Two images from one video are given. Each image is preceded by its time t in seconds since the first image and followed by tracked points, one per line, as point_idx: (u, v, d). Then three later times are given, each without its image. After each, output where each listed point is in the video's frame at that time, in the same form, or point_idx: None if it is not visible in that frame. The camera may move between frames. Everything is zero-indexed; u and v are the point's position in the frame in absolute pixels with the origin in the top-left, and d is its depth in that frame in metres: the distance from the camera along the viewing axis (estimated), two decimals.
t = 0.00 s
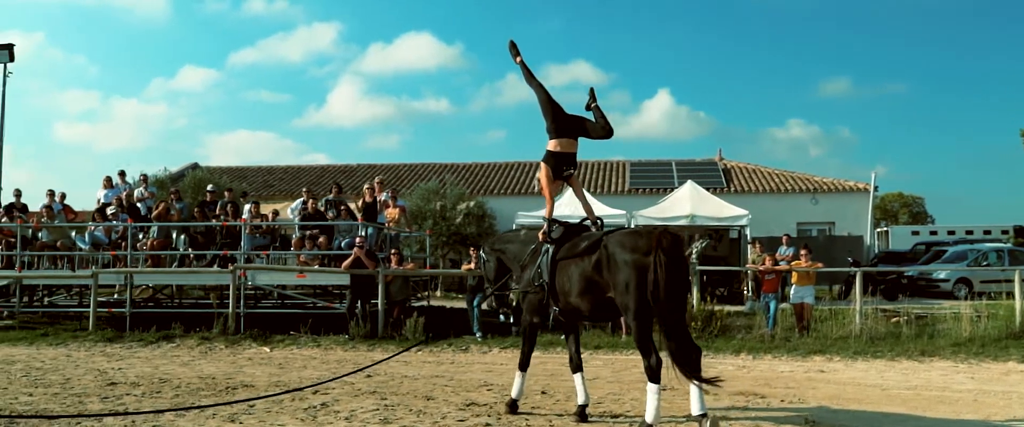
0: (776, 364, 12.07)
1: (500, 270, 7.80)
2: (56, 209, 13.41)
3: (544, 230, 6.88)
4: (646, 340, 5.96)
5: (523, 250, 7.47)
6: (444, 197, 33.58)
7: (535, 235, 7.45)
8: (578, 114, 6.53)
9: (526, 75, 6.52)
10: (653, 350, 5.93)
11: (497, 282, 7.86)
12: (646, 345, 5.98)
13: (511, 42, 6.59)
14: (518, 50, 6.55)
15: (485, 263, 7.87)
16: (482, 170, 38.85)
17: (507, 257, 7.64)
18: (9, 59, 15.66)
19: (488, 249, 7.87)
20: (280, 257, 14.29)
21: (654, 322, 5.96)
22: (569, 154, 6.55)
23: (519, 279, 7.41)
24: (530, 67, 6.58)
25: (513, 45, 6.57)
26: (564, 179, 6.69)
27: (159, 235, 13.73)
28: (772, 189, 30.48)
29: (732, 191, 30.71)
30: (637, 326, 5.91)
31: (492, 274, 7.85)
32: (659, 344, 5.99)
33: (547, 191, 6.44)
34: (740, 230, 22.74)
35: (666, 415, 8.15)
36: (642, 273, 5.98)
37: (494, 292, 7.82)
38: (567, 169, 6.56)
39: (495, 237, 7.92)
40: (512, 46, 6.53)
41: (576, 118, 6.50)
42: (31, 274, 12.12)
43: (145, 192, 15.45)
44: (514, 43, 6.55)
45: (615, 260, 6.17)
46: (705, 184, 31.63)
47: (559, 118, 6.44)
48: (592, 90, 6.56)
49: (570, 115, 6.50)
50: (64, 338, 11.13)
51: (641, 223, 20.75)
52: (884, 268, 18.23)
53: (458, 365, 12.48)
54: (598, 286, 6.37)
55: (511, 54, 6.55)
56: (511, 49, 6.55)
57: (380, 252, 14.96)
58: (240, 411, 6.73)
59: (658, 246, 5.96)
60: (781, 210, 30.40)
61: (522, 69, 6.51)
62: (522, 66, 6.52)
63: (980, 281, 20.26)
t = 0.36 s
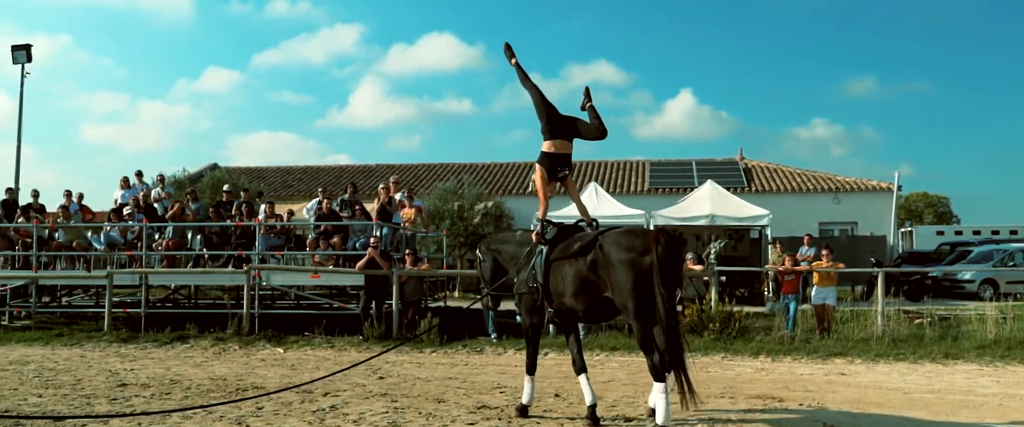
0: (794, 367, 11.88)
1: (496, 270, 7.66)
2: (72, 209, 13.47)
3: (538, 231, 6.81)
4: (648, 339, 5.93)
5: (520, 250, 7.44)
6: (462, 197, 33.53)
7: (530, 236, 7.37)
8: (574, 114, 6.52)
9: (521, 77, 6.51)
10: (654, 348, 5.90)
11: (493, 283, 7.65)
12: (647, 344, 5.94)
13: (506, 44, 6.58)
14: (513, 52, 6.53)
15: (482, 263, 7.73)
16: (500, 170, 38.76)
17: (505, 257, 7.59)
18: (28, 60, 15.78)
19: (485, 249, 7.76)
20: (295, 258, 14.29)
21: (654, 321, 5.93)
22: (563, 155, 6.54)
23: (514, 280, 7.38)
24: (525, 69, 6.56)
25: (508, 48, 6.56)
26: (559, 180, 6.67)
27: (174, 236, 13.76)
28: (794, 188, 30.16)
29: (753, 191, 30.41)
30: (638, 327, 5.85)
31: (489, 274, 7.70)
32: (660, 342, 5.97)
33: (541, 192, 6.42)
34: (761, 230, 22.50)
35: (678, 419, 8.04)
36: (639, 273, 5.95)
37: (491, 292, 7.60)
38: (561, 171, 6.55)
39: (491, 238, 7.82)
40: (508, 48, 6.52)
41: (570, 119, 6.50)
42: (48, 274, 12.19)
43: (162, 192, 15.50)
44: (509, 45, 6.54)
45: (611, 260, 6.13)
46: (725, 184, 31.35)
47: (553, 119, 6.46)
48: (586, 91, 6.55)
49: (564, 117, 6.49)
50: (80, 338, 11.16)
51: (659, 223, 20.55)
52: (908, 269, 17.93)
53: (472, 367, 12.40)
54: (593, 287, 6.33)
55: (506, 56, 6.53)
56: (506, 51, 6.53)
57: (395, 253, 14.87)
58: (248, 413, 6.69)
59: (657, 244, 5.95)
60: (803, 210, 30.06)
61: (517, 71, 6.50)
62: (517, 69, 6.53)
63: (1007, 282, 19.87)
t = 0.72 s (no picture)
0: (817, 370, 11.66)
1: (494, 274, 7.78)
2: (93, 210, 13.57)
3: (537, 233, 6.83)
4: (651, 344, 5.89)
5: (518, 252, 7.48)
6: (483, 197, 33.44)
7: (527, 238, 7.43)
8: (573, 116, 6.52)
9: (520, 78, 6.51)
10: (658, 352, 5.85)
11: (491, 287, 7.83)
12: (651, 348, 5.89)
13: (506, 47, 6.60)
14: (512, 54, 6.54)
15: (480, 267, 7.84)
16: (522, 170, 38.64)
17: (502, 259, 7.65)
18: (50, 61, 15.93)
19: (483, 252, 7.85)
20: (313, 258, 14.29)
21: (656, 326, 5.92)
22: (562, 156, 6.51)
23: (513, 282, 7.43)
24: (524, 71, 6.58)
25: (508, 49, 6.57)
26: (558, 182, 6.65)
27: (193, 236, 13.83)
28: (820, 188, 29.76)
29: (778, 191, 30.04)
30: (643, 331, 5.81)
31: (486, 278, 7.83)
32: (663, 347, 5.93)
33: (539, 193, 6.38)
34: (787, 230, 22.20)
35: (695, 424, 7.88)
36: (638, 279, 5.93)
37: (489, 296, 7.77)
38: (560, 172, 6.53)
39: (488, 241, 7.91)
40: (508, 49, 6.53)
41: (570, 120, 6.49)
42: (68, 274, 12.27)
43: (182, 192, 15.57)
44: (508, 47, 6.57)
45: (609, 266, 6.10)
46: (750, 184, 31.03)
47: (552, 121, 6.45)
48: (586, 91, 6.55)
49: (564, 118, 6.49)
50: (99, 339, 11.22)
51: (682, 223, 20.32)
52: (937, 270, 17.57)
53: (490, 369, 12.31)
54: (592, 291, 6.32)
55: (506, 59, 6.55)
56: (506, 53, 6.55)
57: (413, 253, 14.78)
58: (259, 416, 6.65)
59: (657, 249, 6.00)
60: (830, 210, 29.64)
61: (517, 73, 6.52)
62: (517, 70, 6.53)
63: None
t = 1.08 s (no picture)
0: (847, 373, 11.40)
1: (498, 277, 7.83)
2: (120, 211, 13.68)
3: (544, 234, 6.87)
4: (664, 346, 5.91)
5: (521, 254, 7.50)
6: (510, 197, 33.32)
7: (532, 239, 7.46)
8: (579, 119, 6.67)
9: (525, 82, 6.62)
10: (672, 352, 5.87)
11: (495, 290, 7.89)
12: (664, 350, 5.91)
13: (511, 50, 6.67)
14: (518, 57, 6.62)
15: (483, 271, 7.91)
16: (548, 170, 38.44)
17: (505, 262, 7.68)
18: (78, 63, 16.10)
19: (486, 255, 7.90)
20: (337, 258, 14.29)
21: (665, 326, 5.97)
22: (568, 158, 6.64)
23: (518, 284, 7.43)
24: (529, 73, 6.66)
25: (513, 52, 6.66)
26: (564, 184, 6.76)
27: (218, 237, 13.90)
28: (852, 187, 29.28)
29: (808, 190, 29.60)
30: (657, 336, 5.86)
31: (489, 281, 7.90)
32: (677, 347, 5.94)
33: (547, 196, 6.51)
34: (818, 230, 21.83)
35: None
36: (645, 282, 6.00)
37: (493, 299, 7.83)
38: (567, 173, 6.64)
39: (492, 244, 7.94)
40: (513, 53, 6.61)
41: (575, 123, 6.63)
42: (95, 275, 12.36)
43: (208, 193, 15.66)
44: (513, 50, 6.64)
45: (615, 271, 6.19)
46: (780, 183, 30.60)
47: (559, 123, 6.56)
48: (591, 94, 6.71)
49: (569, 120, 6.61)
50: (124, 339, 11.29)
51: (711, 224, 20.04)
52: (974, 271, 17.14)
53: (514, 371, 12.20)
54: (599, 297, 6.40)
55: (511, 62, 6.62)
56: (511, 56, 6.61)
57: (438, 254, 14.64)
58: (278, 418, 6.61)
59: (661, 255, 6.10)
60: (862, 209, 29.13)
61: (522, 76, 6.60)
62: (522, 73, 6.62)
63: None
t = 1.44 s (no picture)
0: (880, 376, 11.12)
1: (503, 277, 7.79)
2: (146, 211, 13.77)
3: (550, 233, 6.80)
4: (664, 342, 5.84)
5: (526, 254, 7.44)
6: (537, 197, 33.18)
7: (538, 239, 7.39)
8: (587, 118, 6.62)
9: (532, 79, 6.52)
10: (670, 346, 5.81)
11: (501, 290, 7.85)
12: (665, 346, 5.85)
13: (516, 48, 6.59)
14: (524, 55, 6.53)
15: (488, 270, 7.86)
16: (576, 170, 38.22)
17: (510, 263, 7.63)
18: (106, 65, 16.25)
19: (492, 256, 7.84)
20: (362, 258, 14.22)
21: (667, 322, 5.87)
22: (575, 157, 6.57)
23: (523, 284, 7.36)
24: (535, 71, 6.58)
25: (519, 51, 6.57)
26: (570, 183, 6.70)
27: (243, 237, 13.93)
28: (885, 186, 28.75)
29: (840, 189, 29.12)
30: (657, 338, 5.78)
31: (495, 281, 7.84)
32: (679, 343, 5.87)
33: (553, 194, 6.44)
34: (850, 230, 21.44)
35: None
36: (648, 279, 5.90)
37: (498, 299, 7.80)
38: (573, 173, 6.57)
39: (497, 244, 7.89)
40: (519, 52, 6.52)
41: (584, 121, 6.57)
42: (121, 275, 12.44)
43: (234, 193, 15.72)
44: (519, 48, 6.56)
45: (620, 267, 6.09)
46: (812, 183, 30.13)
47: (567, 121, 6.49)
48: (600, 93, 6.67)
49: (577, 119, 6.54)
50: (149, 339, 11.35)
51: (741, 223, 19.71)
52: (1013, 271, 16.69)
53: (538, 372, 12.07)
54: (606, 293, 6.30)
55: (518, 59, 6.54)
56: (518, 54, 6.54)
57: (463, 254, 14.51)
58: (296, 420, 6.56)
59: (665, 251, 5.97)
60: (896, 209, 28.58)
61: (528, 73, 6.51)
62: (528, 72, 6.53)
63: None
